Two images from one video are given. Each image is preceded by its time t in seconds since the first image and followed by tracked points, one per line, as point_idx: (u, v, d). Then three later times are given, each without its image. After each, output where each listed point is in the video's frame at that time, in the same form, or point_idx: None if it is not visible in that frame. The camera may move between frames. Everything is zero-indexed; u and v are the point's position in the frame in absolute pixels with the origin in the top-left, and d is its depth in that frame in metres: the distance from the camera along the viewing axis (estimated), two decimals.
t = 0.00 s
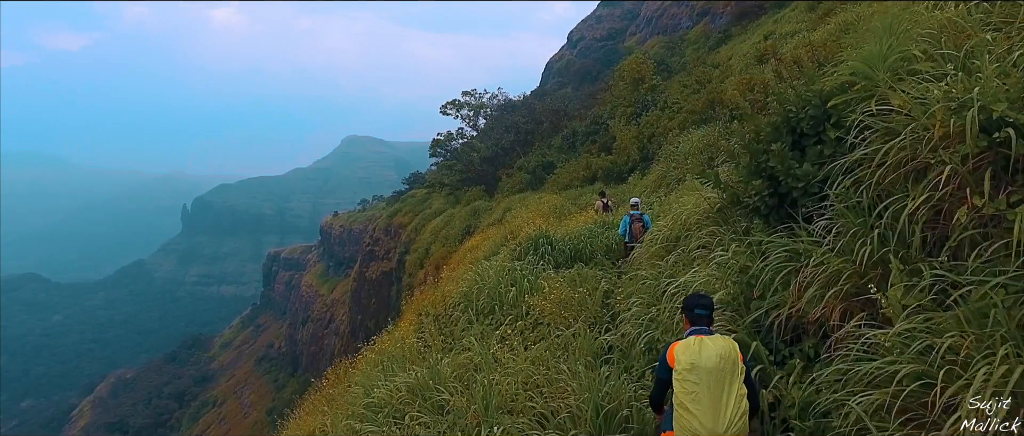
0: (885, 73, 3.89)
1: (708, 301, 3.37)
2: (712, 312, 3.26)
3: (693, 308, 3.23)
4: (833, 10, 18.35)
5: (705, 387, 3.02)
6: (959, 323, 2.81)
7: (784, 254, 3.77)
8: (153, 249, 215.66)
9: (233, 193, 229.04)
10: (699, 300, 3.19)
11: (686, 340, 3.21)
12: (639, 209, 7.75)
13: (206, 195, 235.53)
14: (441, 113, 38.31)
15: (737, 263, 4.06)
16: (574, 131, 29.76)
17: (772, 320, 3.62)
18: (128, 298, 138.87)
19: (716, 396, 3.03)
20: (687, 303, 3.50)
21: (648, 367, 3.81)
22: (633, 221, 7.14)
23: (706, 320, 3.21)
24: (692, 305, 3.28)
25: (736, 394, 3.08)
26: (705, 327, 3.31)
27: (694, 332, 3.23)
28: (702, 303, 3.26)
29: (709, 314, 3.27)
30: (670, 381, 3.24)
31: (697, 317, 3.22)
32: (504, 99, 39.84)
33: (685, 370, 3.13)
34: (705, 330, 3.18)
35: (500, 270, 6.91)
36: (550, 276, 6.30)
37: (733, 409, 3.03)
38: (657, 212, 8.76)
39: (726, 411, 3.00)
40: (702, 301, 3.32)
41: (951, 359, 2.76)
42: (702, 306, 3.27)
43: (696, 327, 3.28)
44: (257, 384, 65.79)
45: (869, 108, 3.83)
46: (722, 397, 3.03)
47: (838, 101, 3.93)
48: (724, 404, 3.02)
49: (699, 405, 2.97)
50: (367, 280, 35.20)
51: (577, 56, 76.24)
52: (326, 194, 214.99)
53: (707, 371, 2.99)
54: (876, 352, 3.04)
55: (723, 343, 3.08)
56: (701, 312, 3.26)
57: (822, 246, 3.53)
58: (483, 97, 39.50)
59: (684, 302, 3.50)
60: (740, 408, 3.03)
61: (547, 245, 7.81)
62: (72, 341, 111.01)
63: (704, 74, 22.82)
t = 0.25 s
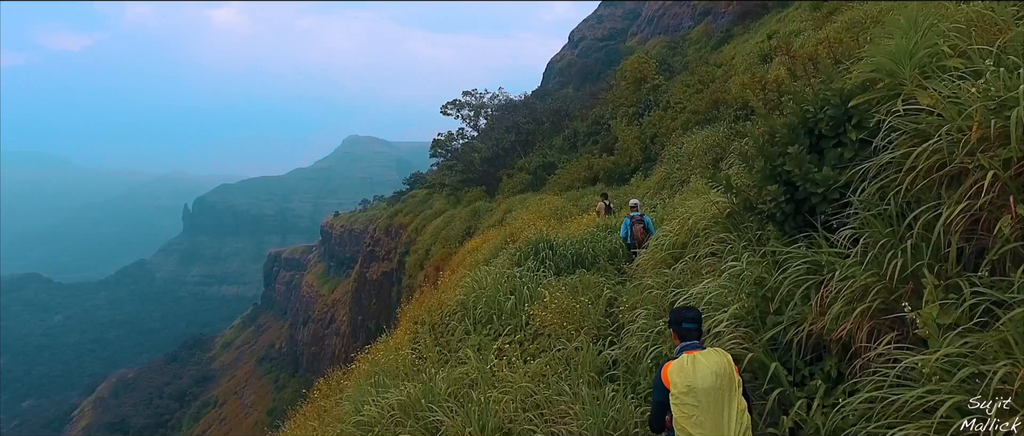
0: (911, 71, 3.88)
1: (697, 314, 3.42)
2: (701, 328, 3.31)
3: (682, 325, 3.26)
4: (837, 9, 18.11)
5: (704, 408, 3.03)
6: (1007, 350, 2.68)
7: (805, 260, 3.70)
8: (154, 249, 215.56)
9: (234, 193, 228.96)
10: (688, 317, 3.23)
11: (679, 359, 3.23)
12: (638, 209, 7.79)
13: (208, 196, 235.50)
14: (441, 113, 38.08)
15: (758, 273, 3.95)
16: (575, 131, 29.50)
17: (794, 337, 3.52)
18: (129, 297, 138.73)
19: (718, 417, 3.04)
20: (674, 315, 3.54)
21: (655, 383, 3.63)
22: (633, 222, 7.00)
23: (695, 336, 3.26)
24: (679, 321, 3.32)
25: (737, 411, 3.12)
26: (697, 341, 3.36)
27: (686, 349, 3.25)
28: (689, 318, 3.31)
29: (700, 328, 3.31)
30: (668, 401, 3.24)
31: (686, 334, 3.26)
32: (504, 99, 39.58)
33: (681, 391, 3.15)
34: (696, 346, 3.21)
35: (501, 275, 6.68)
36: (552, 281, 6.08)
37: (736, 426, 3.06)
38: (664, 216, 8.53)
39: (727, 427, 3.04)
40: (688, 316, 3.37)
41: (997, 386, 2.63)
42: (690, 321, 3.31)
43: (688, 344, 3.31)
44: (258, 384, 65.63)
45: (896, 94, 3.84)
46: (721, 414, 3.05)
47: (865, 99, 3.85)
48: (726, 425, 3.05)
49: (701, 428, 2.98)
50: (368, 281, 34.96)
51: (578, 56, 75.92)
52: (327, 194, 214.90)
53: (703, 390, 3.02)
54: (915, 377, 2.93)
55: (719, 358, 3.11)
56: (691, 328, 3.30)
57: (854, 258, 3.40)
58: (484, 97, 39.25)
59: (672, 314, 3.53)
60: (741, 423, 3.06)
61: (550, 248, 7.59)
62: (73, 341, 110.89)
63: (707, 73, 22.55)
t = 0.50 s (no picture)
0: (945, 69, 3.74)
1: (690, 321, 3.47)
2: (694, 335, 3.36)
3: (673, 332, 3.33)
4: (843, 8, 17.86)
5: (701, 418, 3.01)
6: None
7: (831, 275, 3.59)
8: (155, 250, 215.31)
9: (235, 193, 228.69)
10: (679, 322, 3.30)
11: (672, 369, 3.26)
12: (643, 210, 7.89)
13: (209, 196, 235.35)
14: (442, 113, 37.79)
15: (779, 288, 3.81)
16: (576, 131, 29.24)
17: (818, 359, 3.40)
18: (130, 297, 138.54)
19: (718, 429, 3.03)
20: (664, 324, 3.64)
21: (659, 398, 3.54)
22: (637, 223, 7.31)
23: (686, 344, 3.32)
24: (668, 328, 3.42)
25: (738, 422, 3.09)
26: (691, 350, 3.39)
27: (680, 358, 3.29)
28: (681, 326, 3.38)
29: (693, 336, 3.35)
30: (664, 412, 3.24)
31: (677, 342, 3.31)
32: (505, 98, 39.28)
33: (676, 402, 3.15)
34: (690, 355, 3.25)
35: (501, 282, 6.44)
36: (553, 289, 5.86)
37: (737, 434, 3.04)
38: (671, 220, 8.27)
39: None
40: (680, 324, 3.43)
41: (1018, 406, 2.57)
42: (683, 326, 3.38)
43: (681, 353, 3.35)
44: (259, 385, 65.42)
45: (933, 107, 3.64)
46: (722, 425, 3.03)
47: (896, 98, 3.71)
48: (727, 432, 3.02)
49: None
50: (368, 282, 34.69)
51: (579, 56, 75.63)
52: (328, 194, 214.76)
53: (701, 402, 2.99)
54: (958, 410, 2.77)
55: (715, 365, 3.13)
56: (683, 336, 3.36)
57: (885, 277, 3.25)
58: (484, 97, 38.93)
59: (663, 323, 3.62)
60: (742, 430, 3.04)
61: (551, 252, 7.32)
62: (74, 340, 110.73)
63: (709, 73, 22.30)
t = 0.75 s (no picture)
0: (983, 63, 3.61)
1: (698, 335, 3.28)
2: (702, 349, 3.19)
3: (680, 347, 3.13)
4: (847, 6, 17.62)
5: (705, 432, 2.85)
6: None
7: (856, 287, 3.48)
8: (156, 250, 215.12)
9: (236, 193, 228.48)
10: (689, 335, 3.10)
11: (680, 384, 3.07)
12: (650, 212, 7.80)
13: (210, 196, 235.18)
14: (442, 113, 37.51)
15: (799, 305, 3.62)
16: (578, 132, 28.98)
17: (847, 383, 3.22)
18: (131, 297, 138.47)
19: None
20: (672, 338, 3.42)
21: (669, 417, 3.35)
22: (646, 229, 6.86)
23: (696, 357, 3.14)
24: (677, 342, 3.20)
25: None
26: (697, 365, 3.23)
27: (685, 373, 3.13)
28: (689, 339, 3.20)
29: (700, 350, 3.19)
30: (664, 427, 3.09)
31: (685, 356, 3.14)
32: (506, 98, 39.01)
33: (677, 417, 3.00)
34: (697, 371, 3.07)
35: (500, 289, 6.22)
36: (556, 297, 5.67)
37: None
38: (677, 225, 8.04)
39: None
40: (688, 338, 3.27)
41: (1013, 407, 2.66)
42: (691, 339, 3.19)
43: (687, 368, 3.18)
44: (259, 385, 65.18)
45: (957, 109, 3.57)
46: None
47: (930, 96, 3.62)
48: None
49: None
50: (368, 282, 34.46)
51: (580, 56, 75.41)
52: (329, 195, 214.64)
53: (703, 420, 2.84)
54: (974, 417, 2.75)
55: (722, 382, 2.99)
56: (691, 350, 3.19)
57: (927, 296, 3.06)
58: (485, 97, 38.65)
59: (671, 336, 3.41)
60: None
61: (553, 258, 7.07)
62: (74, 341, 110.60)
63: (712, 73, 22.07)
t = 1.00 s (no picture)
0: None
1: (717, 337, 3.15)
2: (722, 353, 3.04)
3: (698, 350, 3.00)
4: (852, 4, 17.39)
5: None
6: None
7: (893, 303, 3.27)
8: (157, 250, 214.89)
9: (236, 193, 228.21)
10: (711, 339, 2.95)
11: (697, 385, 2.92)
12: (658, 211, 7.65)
13: (211, 196, 235.00)
14: (442, 113, 37.28)
15: (822, 318, 3.44)
16: (579, 131, 28.74)
17: (878, 410, 3.03)
18: (132, 297, 138.46)
19: None
20: (689, 340, 3.28)
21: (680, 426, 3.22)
22: (654, 224, 7.07)
23: (714, 361, 3.02)
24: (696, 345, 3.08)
25: None
26: (715, 370, 3.07)
27: (702, 376, 2.97)
28: (710, 342, 3.06)
29: (720, 354, 3.04)
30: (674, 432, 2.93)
31: (702, 358, 3.00)
32: (506, 98, 38.75)
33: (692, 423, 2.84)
34: (715, 374, 2.93)
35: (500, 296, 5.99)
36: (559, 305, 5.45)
37: None
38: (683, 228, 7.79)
39: None
40: (706, 342, 3.11)
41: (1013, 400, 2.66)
42: (712, 343, 3.05)
43: (704, 372, 3.01)
44: (259, 385, 64.95)
45: (993, 110, 3.38)
46: None
47: (960, 95, 3.41)
48: None
49: None
50: (369, 282, 34.23)
51: (581, 55, 75.21)
52: (329, 195, 214.51)
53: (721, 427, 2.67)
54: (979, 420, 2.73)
55: (740, 389, 2.85)
56: (709, 354, 3.05)
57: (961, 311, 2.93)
58: (485, 97, 38.37)
59: (687, 339, 3.26)
60: None
61: (554, 262, 6.81)
62: (75, 341, 110.50)
63: (714, 72, 21.84)
